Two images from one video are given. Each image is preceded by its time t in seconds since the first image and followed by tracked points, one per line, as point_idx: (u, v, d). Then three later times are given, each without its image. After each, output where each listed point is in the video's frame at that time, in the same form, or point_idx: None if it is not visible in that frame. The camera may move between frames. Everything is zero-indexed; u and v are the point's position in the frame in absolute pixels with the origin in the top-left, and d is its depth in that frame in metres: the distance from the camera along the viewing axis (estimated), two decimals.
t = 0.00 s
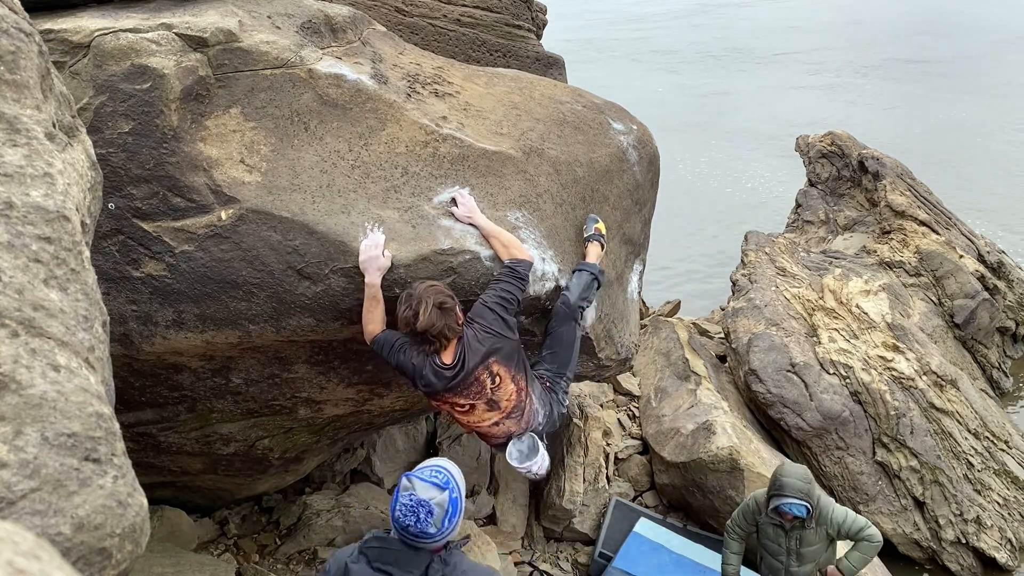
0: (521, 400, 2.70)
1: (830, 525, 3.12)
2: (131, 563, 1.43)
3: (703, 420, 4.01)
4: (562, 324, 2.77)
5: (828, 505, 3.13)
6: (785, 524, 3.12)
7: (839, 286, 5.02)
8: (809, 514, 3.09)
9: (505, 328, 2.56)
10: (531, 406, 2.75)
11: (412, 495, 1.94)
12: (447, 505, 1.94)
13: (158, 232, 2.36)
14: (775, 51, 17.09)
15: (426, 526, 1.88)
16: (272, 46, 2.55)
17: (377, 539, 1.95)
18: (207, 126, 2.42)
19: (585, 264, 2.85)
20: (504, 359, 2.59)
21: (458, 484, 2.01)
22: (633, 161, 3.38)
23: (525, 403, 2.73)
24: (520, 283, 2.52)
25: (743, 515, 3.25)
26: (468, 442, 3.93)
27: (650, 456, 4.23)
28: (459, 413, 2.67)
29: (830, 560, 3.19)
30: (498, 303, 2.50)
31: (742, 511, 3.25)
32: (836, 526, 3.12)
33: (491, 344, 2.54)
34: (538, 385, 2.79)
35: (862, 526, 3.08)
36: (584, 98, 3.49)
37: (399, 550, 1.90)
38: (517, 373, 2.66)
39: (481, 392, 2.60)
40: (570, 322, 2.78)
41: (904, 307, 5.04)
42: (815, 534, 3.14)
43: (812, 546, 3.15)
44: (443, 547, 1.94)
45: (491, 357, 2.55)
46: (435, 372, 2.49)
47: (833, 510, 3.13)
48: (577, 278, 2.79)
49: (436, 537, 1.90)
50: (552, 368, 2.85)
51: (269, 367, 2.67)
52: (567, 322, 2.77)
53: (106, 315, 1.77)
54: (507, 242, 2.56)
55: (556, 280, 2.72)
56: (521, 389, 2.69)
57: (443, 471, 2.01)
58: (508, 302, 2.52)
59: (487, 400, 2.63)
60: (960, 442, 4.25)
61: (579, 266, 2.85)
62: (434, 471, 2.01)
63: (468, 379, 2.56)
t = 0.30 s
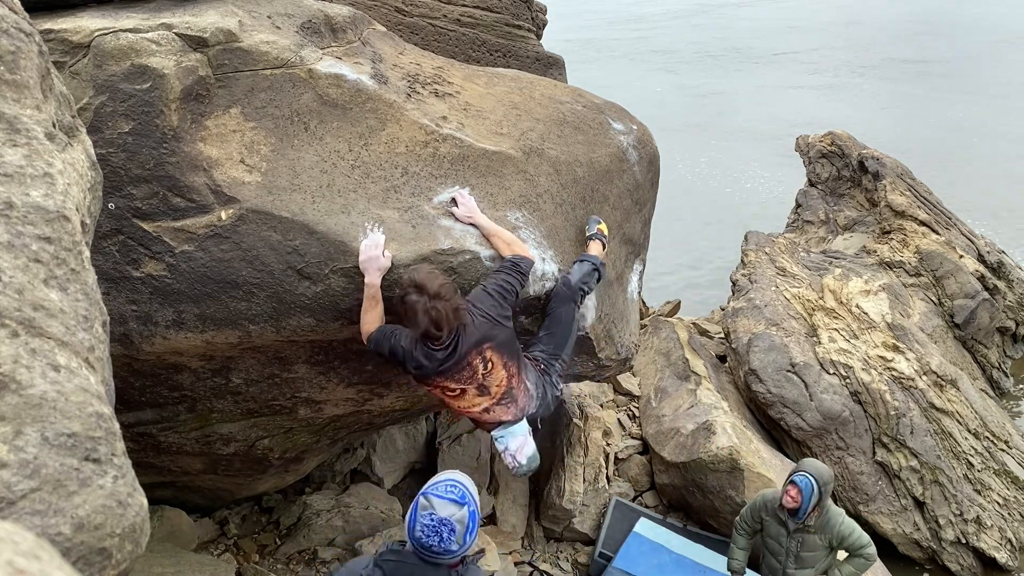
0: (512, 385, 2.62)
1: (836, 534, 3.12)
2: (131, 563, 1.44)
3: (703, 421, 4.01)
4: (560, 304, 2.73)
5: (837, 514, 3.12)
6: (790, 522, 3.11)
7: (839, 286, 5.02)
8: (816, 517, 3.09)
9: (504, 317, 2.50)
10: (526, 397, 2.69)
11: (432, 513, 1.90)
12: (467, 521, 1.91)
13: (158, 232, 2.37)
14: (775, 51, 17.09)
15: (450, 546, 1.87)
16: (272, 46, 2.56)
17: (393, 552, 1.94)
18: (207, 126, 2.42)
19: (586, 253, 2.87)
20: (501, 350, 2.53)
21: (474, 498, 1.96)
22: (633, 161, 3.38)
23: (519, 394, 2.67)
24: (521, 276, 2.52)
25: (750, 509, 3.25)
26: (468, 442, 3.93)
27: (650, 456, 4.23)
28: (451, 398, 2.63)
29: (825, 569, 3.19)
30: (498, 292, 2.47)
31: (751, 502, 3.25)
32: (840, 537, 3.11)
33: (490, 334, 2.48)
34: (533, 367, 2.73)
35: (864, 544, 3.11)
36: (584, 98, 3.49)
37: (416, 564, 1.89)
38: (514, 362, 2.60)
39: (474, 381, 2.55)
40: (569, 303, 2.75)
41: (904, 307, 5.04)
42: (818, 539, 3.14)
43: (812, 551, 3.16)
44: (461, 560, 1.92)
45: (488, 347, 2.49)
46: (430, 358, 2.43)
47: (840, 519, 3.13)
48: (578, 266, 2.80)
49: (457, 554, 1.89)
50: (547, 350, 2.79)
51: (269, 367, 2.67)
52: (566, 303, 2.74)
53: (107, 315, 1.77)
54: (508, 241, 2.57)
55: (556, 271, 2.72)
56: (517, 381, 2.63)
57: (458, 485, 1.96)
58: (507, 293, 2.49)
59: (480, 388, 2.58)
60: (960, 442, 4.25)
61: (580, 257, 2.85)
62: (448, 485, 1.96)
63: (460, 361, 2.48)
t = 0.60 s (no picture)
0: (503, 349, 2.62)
1: (841, 537, 3.12)
2: (131, 563, 1.43)
3: (703, 420, 4.01)
4: (553, 266, 2.71)
5: (843, 517, 3.12)
6: (797, 524, 3.10)
7: (839, 286, 5.02)
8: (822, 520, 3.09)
9: (501, 285, 2.51)
10: (523, 364, 2.68)
11: (434, 531, 1.84)
12: (468, 531, 1.88)
13: (158, 232, 2.36)
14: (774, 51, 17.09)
15: (456, 558, 1.86)
16: (272, 46, 2.56)
17: (391, 561, 1.92)
18: (207, 126, 2.42)
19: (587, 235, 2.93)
20: (496, 316, 2.54)
21: (470, 503, 1.92)
22: (633, 161, 3.38)
23: (514, 361, 2.67)
24: (520, 255, 2.55)
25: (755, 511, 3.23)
26: (467, 442, 3.93)
27: (650, 456, 4.23)
28: (445, 367, 2.64)
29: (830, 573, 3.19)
30: (495, 261, 2.49)
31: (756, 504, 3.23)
32: (846, 540, 3.12)
33: (486, 300, 2.48)
34: (527, 333, 2.68)
35: (863, 555, 3.14)
36: (584, 97, 3.49)
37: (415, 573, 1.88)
38: (509, 329, 2.61)
39: (469, 347, 2.56)
40: (561, 265, 2.72)
41: (904, 307, 5.04)
42: (823, 542, 3.14)
43: (817, 554, 3.15)
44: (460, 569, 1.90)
45: (484, 313, 2.50)
46: (426, 324, 2.43)
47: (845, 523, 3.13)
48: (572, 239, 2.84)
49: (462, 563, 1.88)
50: (542, 313, 2.72)
51: (269, 367, 2.67)
52: (560, 266, 2.72)
53: (107, 315, 1.77)
54: (507, 237, 2.59)
55: (551, 250, 2.74)
56: (512, 348, 2.63)
57: (452, 495, 1.90)
58: (508, 267, 2.51)
59: (474, 356, 2.60)
60: (960, 442, 4.25)
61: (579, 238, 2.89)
62: (443, 496, 1.89)
63: (452, 323, 2.47)
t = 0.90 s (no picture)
0: (516, 348, 2.63)
1: (846, 539, 3.12)
2: (132, 563, 1.44)
3: (703, 420, 4.01)
4: (558, 258, 2.74)
5: (848, 519, 3.13)
6: (804, 526, 3.09)
7: (839, 286, 5.02)
8: (829, 522, 3.08)
9: (506, 286, 2.53)
10: (537, 361, 2.69)
11: (419, 537, 1.85)
12: (454, 535, 1.88)
13: (158, 232, 2.36)
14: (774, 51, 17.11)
15: (441, 563, 1.86)
16: (272, 46, 2.56)
17: (376, 559, 1.96)
18: (207, 126, 2.42)
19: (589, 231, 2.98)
20: (504, 315, 2.55)
21: (456, 506, 1.91)
22: (633, 161, 3.38)
23: (528, 359, 2.67)
24: (526, 258, 2.56)
25: (760, 513, 3.22)
26: (467, 442, 3.93)
27: (650, 456, 4.23)
28: (458, 372, 2.66)
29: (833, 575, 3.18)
30: (499, 262, 2.50)
31: (762, 506, 3.22)
32: (851, 542, 3.12)
33: (492, 301, 2.51)
34: (538, 326, 2.68)
35: (864, 557, 3.13)
36: (584, 97, 3.49)
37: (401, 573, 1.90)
38: (519, 328, 2.61)
39: (480, 350, 2.58)
40: (565, 255, 2.76)
41: (904, 307, 5.04)
42: (828, 544, 3.13)
43: (821, 556, 3.15)
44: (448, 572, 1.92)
45: (491, 314, 2.52)
46: (434, 328, 2.44)
47: (850, 527, 3.13)
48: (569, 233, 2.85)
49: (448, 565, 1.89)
50: (552, 304, 2.72)
51: (269, 367, 2.67)
52: (561, 255, 2.75)
53: (106, 315, 1.77)
54: (508, 237, 2.59)
55: (550, 245, 2.75)
56: (524, 346, 2.64)
57: (437, 498, 1.89)
58: (513, 267, 2.53)
59: (486, 358, 2.61)
60: (960, 442, 4.25)
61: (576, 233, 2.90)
62: (427, 500, 1.88)
63: (459, 325, 2.49)
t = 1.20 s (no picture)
0: (527, 363, 2.63)
1: (850, 540, 3.13)
2: (131, 563, 1.44)
3: (703, 421, 4.01)
4: (551, 261, 2.71)
5: (852, 520, 3.14)
6: (808, 527, 3.08)
7: (839, 286, 5.02)
8: (835, 523, 3.08)
9: (511, 301, 2.52)
10: (548, 372, 2.69)
11: (407, 530, 1.81)
12: (441, 527, 1.85)
13: (158, 232, 2.36)
14: (773, 52, 17.13)
15: (430, 555, 1.83)
16: (272, 46, 2.56)
17: (369, 544, 1.87)
18: (207, 126, 2.42)
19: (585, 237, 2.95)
20: (512, 331, 2.54)
21: (445, 499, 1.88)
22: (633, 161, 3.38)
23: (540, 372, 2.67)
24: (526, 263, 2.54)
25: (764, 514, 3.21)
26: (467, 442, 3.93)
27: (650, 456, 4.23)
28: (470, 391, 2.64)
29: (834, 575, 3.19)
30: (502, 274, 2.49)
31: (766, 507, 3.21)
32: (854, 542, 3.13)
33: (500, 318, 2.49)
34: (546, 337, 2.70)
35: (866, 559, 3.15)
36: (584, 97, 3.49)
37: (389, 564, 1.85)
38: (528, 342, 2.61)
39: (491, 368, 2.56)
40: (559, 259, 2.74)
41: (904, 307, 5.04)
42: (831, 544, 3.14)
43: (824, 557, 3.14)
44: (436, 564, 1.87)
45: (500, 332, 2.50)
46: (442, 349, 2.42)
47: (854, 529, 3.14)
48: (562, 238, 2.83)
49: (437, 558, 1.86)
50: (555, 312, 2.74)
51: (269, 367, 2.67)
52: (556, 262, 2.73)
53: (107, 315, 1.77)
54: (509, 238, 2.59)
55: (549, 245, 2.74)
56: (534, 359, 2.64)
57: (425, 491, 1.86)
58: (516, 279, 2.51)
59: (498, 375, 2.60)
60: (960, 442, 4.25)
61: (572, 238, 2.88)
62: (415, 493, 1.85)
63: (470, 345, 2.47)
